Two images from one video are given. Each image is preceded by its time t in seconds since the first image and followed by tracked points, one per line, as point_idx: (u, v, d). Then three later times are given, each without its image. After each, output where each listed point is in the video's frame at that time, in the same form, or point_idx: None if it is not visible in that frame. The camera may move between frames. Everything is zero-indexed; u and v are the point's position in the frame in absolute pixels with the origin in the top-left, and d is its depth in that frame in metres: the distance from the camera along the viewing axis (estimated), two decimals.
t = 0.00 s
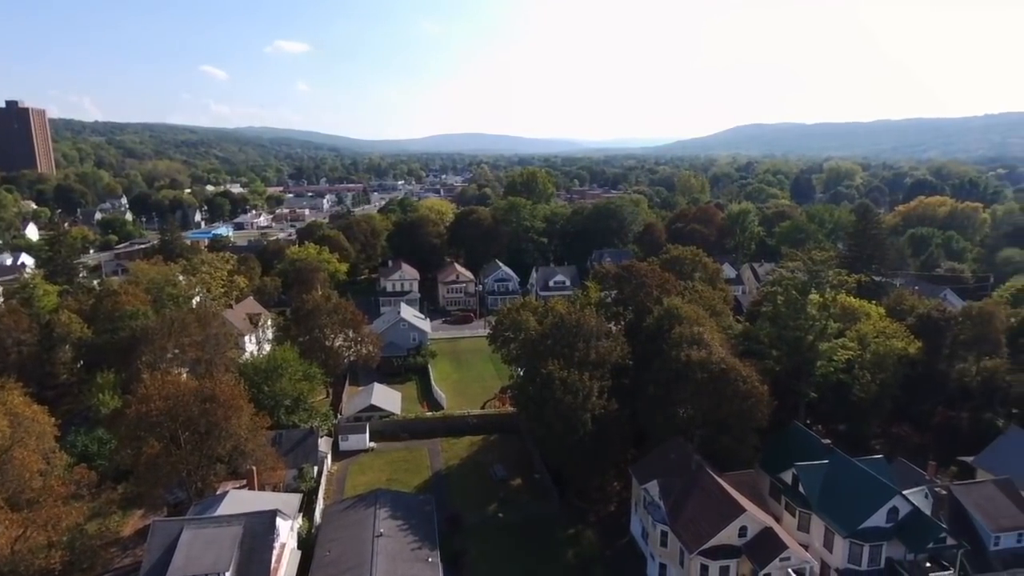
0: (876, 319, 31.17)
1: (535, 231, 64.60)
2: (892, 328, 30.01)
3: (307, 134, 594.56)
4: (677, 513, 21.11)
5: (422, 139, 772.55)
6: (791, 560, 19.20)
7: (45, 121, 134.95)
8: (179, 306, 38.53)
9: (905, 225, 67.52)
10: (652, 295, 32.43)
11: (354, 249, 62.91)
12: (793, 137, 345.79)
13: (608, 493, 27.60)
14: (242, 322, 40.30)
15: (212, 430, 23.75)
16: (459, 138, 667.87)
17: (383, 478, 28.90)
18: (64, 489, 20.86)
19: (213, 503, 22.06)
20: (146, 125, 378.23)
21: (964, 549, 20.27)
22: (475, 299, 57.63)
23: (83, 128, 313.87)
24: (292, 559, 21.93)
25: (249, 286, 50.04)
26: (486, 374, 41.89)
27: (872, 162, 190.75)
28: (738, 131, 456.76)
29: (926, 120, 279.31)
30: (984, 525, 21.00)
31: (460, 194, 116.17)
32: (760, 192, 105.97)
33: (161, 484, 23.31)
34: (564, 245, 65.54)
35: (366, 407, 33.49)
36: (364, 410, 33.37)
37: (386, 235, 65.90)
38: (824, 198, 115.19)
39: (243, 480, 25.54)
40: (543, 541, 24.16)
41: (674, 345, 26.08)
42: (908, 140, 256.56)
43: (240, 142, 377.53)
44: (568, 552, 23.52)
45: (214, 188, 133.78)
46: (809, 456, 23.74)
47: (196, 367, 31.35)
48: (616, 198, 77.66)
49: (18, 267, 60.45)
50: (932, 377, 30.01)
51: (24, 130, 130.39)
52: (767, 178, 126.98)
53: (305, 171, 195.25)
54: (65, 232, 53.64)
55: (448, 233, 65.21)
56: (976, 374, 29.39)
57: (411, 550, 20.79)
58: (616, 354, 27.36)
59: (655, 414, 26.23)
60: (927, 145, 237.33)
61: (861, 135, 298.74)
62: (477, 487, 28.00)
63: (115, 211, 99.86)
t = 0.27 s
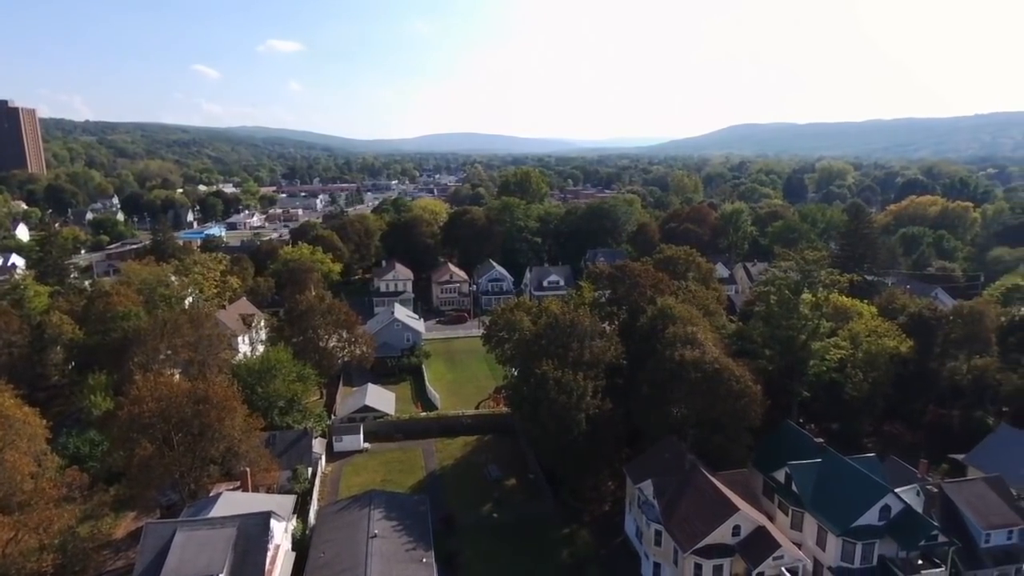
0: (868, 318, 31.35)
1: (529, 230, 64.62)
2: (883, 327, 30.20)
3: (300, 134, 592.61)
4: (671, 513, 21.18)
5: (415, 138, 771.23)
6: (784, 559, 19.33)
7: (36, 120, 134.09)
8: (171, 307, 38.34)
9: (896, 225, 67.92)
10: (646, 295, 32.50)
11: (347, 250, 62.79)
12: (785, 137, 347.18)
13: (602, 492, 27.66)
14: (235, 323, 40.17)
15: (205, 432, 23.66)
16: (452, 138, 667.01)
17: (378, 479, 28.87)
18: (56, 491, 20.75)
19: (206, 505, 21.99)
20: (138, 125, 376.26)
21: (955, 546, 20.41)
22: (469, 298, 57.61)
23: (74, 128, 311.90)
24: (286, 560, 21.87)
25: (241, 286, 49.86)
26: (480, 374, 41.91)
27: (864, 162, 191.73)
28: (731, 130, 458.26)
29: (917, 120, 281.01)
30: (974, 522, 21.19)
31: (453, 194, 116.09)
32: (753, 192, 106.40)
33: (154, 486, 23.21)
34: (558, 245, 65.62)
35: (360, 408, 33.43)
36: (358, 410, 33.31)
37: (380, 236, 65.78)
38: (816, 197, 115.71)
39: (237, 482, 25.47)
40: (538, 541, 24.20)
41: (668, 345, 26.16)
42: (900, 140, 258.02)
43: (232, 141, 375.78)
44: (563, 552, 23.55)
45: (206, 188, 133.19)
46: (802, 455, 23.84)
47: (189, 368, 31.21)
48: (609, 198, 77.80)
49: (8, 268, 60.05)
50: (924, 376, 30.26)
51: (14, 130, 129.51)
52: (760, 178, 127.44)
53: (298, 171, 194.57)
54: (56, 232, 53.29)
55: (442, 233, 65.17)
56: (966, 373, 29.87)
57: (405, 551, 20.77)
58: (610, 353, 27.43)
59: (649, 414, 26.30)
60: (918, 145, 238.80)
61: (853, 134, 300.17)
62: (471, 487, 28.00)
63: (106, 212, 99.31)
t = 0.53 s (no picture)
0: (861, 318, 31.51)
1: (524, 230, 64.62)
2: (876, 326, 30.36)
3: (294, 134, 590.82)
4: (666, 512, 21.24)
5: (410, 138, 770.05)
6: (778, 557, 19.43)
7: (28, 120, 133.33)
8: (164, 307, 38.20)
9: (889, 224, 68.25)
10: (641, 295, 32.56)
11: (341, 250, 62.69)
12: (779, 136, 348.33)
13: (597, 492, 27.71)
14: (229, 323, 40.06)
15: (199, 433, 23.60)
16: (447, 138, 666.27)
17: (373, 479, 28.84)
18: (48, 493, 20.64)
19: (201, 506, 21.93)
20: (130, 124, 374.45)
21: (947, 544, 20.54)
22: (464, 298, 57.59)
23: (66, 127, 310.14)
24: (281, 561, 21.83)
25: (235, 287, 49.72)
26: (475, 374, 41.93)
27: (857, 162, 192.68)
28: (725, 131, 459.47)
29: (909, 120, 282.39)
30: (966, 520, 21.35)
31: (448, 194, 116.00)
32: (747, 191, 106.76)
33: (147, 488, 23.14)
34: (553, 245, 65.69)
35: (355, 408, 33.38)
36: (353, 411, 33.27)
37: (375, 235, 65.68)
38: (809, 197, 116.16)
39: (231, 483, 25.41)
40: (533, 541, 24.23)
41: (662, 344, 26.23)
42: (893, 140, 259.17)
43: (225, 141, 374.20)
44: (558, 552, 23.59)
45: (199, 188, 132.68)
46: (796, 454, 23.94)
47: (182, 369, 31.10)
48: (604, 198, 77.90)
49: None
50: (916, 375, 30.43)
51: (6, 129, 128.70)
52: (754, 178, 127.80)
53: (292, 170, 193.93)
54: (48, 233, 53.00)
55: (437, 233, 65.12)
56: (958, 372, 30.18)
57: (400, 551, 20.76)
58: (605, 353, 27.49)
59: (644, 413, 26.36)
60: (910, 145, 240.09)
61: (846, 134, 301.36)
62: (466, 488, 27.99)
63: (99, 211, 98.82)
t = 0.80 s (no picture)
0: (855, 317, 31.63)
1: (520, 230, 64.59)
2: (871, 325, 30.47)
3: (289, 134, 589.37)
4: (662, 511, 21.30)
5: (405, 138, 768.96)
6: (774, 556, 19.53)
7: (21, 120, 132.69)
8: (159, 308, 38.08)
9: (883, 224, 68.49)
10: (636, 294, 32.59)
11: (337, 250, 62.56)
12: (774, 136, 349.23)
13: (593, 492, 27.73)
14: (224, 324, 39.95)
15: (194, 434, 23.53)
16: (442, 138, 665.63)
17: (369, 480, 28.82)
18: (42, 495, 20.51)
19: (196, 507, 21.89)
20: (124, 124, 372.90)
21: (941, 542, 20.62)
22: (459, 299, 57.54)
23: (60, 127, 308.61)
24: (276, 562, 21.78)
25: (230, 287, 49.58)
26: (471, 374, 41.94)
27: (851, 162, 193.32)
28: (720, 131, 460.47)
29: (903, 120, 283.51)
30: (960, 518, 21.43)
31: (443, 194, 115.90)
32: (742, 191, 107.02)
33: (142, 488, 23.07)
34: (548, 245, 65.73)
35: (351, 409, 33.35)
36: (349, 411, 33.23)
37: (370, 236, 65.56)
38: (804, 197, 116.48)
39: (226, 484, 25.35)
40: (529, 541, 24.25)
41: (658, 344, 26.28)
42: (887, 140, 260.08)
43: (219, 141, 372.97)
44: (554, 551, 23.60)
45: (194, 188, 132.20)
46: (792, 453, 24.01)
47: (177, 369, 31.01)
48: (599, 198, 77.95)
49: None
50: (911, 374, 30.53)
51: None
52: (749, 178, 128.14)
53: (287, 170, 193.37)
54: (41, 233, 52.75)
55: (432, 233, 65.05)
56: (952, 371, 30.29)
57: (396, 552, 20.75)
58: (601, 353, 27.53)
59: (639, 413, 26.40)
60: (904, 145, 241.18)
61: (841, 134, 302.29)
62: (462, 487, 28.00)
63: (93, 212, 98.40)
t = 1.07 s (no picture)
0: (850, 317, 31.73)
1: (516, 230, 64.58)
2: (866, 325, 30.58)
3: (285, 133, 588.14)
4: (658, 509, 21.35)
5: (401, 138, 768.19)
6: (769, 555, 19.60)
7: (16, 119, 132.21)
8: (154, 308, 37.98)
9: (879, 224, 68.70)
10: (632, 294, 32.63)
11: (333, 250, 62.46)
12: (769, 136, 349.97)
13: (590, 491, 27.76)
14: (220, 324, 39.87)
15: (190, 434, 23.47)
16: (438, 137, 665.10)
17: (365, 480, 28.80)
18: (37, 495, 20.41)
19: (192, 507, 21.85)
20: (119, 124, 371.57)
21: (936, 541, 20.70)
22: (456, 298, 57.49)
23: (54, 126, 307.35)
24: (272, 562, 21.75)
25: (226, 287, 49.46)
26: (467, 373, 41.93)
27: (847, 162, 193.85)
28: (716, 131, 461.24)
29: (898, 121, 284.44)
30: (955, 517, 21.53)
31: (440, 194, 115.82)
32: (738, 191, 107.21)
33: (138, 489, 23.01)
34: (545, 245, 65.75)
35: (347, 409, 33.31)
36: (345, 411, 33.18)
37: (366, 236, 65.47)
38: (800, 197, 116.73)
39: (222, 484, 25.30)
40: (525, 540, 24.28)
41: (654, 344, 26.32)
42: (883, 140, 260.84)
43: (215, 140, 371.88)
44: (550, 551, 23.61)
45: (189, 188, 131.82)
46: (787, 452, 24.07)
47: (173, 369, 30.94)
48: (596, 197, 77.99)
49: None
50: (906, 373, 30.63)
51: None
52: (745, 178, 128.46)
53: (283, 170, 192.92)
54: (36, 233, 52.57)
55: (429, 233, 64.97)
56: (947, 370, 30.40)
57: (393, 552, 20.74)
58: (597, 353, 27.56)
59: (636, 412, 26.43)
60: (899, 145, 241.94)
61: (836, 134, 303.03)
62: (458, 487, 28.00)
63: (88, 211, 98.05)
